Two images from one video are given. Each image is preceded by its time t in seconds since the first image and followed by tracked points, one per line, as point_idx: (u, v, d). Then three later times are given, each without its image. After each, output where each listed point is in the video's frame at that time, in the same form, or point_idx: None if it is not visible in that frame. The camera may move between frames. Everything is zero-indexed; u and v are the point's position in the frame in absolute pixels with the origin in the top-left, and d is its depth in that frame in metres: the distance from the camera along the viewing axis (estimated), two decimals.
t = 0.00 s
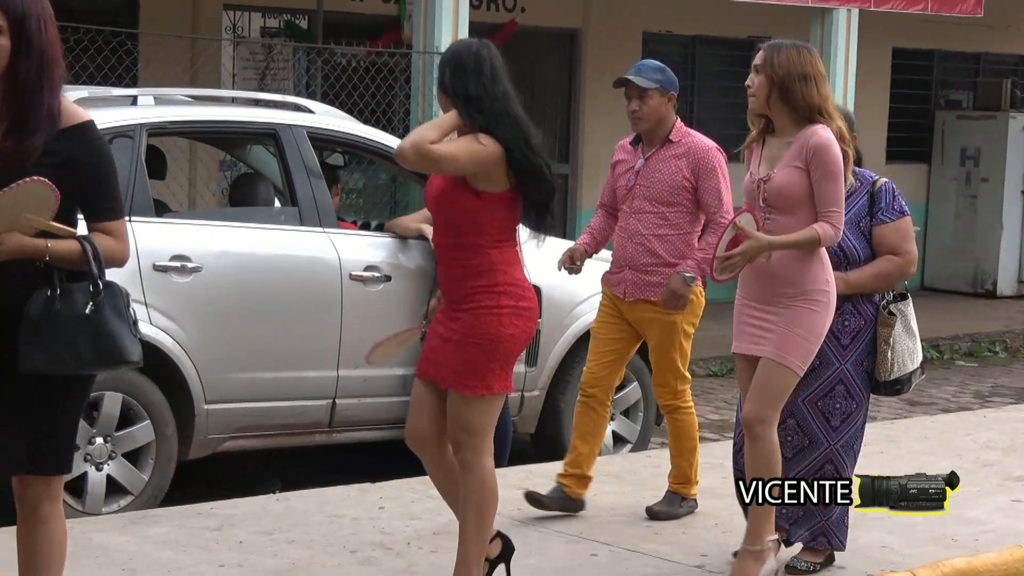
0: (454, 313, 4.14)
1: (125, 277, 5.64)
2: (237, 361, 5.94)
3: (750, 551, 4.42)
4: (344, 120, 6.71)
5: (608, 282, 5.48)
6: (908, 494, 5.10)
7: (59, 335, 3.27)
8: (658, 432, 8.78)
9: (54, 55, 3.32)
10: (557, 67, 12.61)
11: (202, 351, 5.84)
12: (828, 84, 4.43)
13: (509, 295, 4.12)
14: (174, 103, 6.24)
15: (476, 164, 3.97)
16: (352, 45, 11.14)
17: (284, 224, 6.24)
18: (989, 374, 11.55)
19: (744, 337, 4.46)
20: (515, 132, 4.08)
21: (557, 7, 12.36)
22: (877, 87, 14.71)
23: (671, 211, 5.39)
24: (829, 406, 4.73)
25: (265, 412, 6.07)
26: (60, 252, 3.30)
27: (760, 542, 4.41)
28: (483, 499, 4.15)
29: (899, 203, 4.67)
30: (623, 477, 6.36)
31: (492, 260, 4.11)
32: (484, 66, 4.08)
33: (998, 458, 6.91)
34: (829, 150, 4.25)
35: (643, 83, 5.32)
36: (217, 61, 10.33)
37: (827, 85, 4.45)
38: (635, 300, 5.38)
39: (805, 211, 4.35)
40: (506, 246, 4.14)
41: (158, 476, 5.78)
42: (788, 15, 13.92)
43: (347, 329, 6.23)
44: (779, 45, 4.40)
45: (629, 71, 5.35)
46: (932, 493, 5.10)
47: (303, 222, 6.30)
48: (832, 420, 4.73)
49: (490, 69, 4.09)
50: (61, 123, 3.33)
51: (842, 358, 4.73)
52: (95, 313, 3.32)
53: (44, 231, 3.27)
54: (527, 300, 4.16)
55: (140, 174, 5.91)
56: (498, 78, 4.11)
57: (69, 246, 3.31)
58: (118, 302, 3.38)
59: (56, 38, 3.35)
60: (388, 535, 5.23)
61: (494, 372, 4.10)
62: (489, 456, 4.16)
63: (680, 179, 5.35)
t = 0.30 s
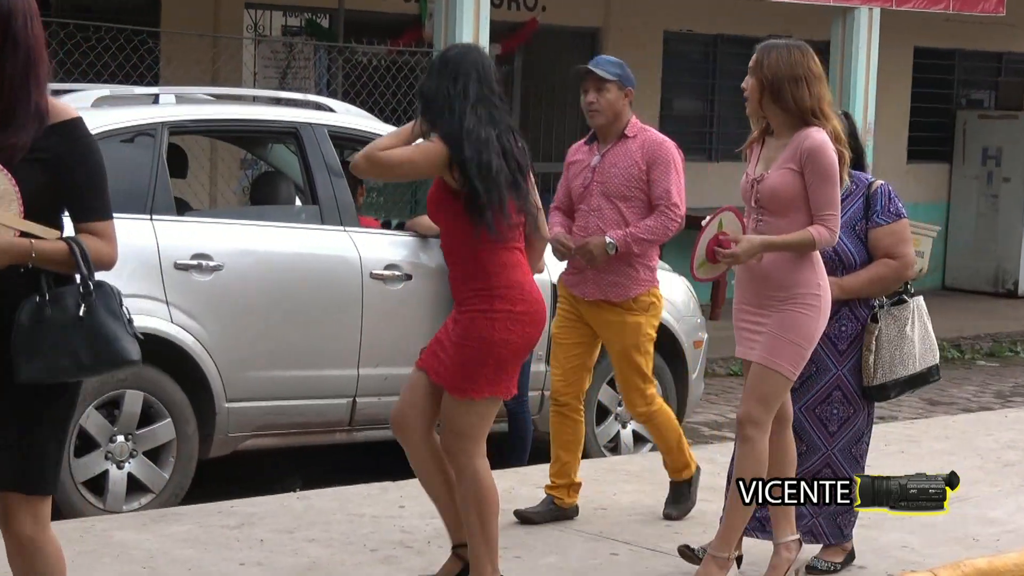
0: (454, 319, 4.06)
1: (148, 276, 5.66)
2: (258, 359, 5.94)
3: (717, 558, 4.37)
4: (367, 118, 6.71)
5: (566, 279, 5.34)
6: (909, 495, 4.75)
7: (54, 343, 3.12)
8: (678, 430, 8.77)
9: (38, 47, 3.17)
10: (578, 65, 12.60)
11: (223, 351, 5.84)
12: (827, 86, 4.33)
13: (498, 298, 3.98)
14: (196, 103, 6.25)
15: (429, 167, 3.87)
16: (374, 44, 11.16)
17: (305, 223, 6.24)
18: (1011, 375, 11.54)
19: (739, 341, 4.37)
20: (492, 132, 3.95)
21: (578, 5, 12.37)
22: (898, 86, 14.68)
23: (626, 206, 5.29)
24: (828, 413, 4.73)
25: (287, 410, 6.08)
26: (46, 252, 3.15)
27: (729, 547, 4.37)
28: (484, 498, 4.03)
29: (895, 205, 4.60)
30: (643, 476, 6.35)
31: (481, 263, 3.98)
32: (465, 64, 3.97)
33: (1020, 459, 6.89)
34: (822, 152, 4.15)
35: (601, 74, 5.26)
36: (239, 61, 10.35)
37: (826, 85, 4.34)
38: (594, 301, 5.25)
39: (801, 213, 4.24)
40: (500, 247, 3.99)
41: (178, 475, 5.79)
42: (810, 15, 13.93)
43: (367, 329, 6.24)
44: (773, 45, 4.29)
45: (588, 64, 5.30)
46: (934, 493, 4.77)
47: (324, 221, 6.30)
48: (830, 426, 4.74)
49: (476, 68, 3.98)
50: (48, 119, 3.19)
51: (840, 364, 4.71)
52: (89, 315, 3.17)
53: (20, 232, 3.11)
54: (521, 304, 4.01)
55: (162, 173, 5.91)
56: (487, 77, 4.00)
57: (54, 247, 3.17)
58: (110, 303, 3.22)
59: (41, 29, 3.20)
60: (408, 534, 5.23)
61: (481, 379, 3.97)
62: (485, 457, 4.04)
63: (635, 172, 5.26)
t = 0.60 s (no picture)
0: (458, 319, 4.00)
1: (167, 276, 5.67)
2: (276, 359, 5.94)
3: (724, 563, 4.38)
4: (384, 119, 6.72)
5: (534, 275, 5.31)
6: (909, 494, 4.78)
7: (50, 346, 2.95)
8: (696, 430, 8.77)
9: (40, 41, 2.99)
10: (595, 64, 12.60)
11: (241, 351, 5.85)
12: (813, 86, 4.29)
13: (499, 296, 3.89)
14: (213, 103, 6.26)
15: (426, 161, 3.84)
16: (391, 44, 11.18)
17: (322, 223, 6.25)
18: None
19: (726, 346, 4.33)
20: (494, 128, 3.88)
21: (596, 5, 12.38)
22: (915, 84, 14.67)
23: (592, 201, 5.28)
24: (815, 411, 4.70)
25: (306, 411, 6.08)
26: (40, 257, 2.99)
27: (735, 553, 4.36)
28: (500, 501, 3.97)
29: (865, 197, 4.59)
30: (662, 476, 6.36)
31: (477, 261, 3.91)
32: (470, 63, 3.95)
33: None
34: (808, 153, 4.12)
35: (568, 69, 5.18)
36: (256, 61, 10.38)
37: (813, 81, 4.31)
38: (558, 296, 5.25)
39: (784, 215, 4.22)
40: (500, 246, 3.92)
41: (196, 476, 5.79)
42: (828, 14, 13.94)
43: (385, 330, 6.24)
44: (757, 41, 4.25)
45: (553, 57, 5.21)
46: (933, 492, 4.81)
47: (342, 222, 6.31)
48: (819, 424, 4.71)
49: (482, 67, 3.94)
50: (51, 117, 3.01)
51: (820, 363, 4.68)
52: (88, 315, 2.99)
53: (15, 238, 2.96)
54: (524, 302, 3.92)
55: (180, 174, 5.92)
56: (494, 77, 3.95)
57: (54, 249, 3.01)
58: (113, 305, 3.04)
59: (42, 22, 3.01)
60: (426, 534, 5.23)
61: (484, 379, 3.89)
62: (502, 456, 3.97)
63: (602, 167, 5.25)
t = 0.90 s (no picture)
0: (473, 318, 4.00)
1: (183, 277, 5.67)
2: (292, 360, 5.95)
3: (741, 565, 4.36)
4: (399, 119, 6.72)
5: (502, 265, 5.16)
6: (909, 494, 5.01)
7: (78, 372, 2.89)
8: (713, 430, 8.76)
9: (63, 52, 2.98)
10: (610, 64, 12.59)
11: (258, 351, 5.85)
12: (801, 78, 4.27)
13: (517, 296, 3.89)
14: (229, 105, 6.26)
15: (442, 162, 3.83)
16: (405, 44, 11.17)
17: (338, 224, 6.24)
18: None
19: (709, 340, 4.33)
20: (511, 127, 3.88)
21: (610, 5, 12.37)
22: (931, 83, 14.66)
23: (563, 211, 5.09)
24: (794, 409, 4.62)
25: (323, 412, 6.09)
26: (64, 275, 2.94)
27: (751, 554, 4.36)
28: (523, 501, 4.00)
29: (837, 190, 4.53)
30: (679, 475, 6.35)
31: (496, 263, 3.91)
32: (487, 61, 3.94)
33: None
34: (801, 148, 4.11)
35: (547, 74, 4.85)
36: (271, 62, 10.40)
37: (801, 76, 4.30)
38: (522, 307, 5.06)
39: (777, 211, 4.21)
40: (517, 245, 3.91)
41: (213, 476, 5.80)
42: (844, 13, 13.93)
43: (401, 331, 6.24)
44: (741, 38, 4.24)
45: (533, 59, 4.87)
46: (932, 492, 5.01)
47: (357, 223, 6.30)
48: (795, 422, 4.63)
49: (498, 64, 3.94)
50: (75, 133, 2.98)
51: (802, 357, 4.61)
52: (118, 342, 2.94)
53: (35, 255, 2.89)
54: (543, 302, 3.91)
55: (195, 175, 5.92)
56: (511, 75, 3.95)
57: (76, 269, 2.96)
58: (140, 331, 2.99)
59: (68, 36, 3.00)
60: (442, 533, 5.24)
61: (504, 379, 3.89)
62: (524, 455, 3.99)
63: (575, 177, 5.04)
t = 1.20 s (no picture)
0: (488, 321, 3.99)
1: (199, 277, 5.67)
2: (307, 361, 5.95)
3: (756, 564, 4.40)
4: (414, 119, 6.73)
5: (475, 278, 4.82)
6: (909, 494, 5.02)
7: (74, 381, 2.73)
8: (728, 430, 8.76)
9: (84, 46, 2.83)
10: (625, 65, 12.59)
11: (273, 353, 5.86)
12: (791, 79, 4.22)
13: (541, 298, 3.90)
14: (244, 106, 6.25)
15: (465, 179, 3.82)
16: (419, 44, 11.18)
17: (352, 225, 6.25)
18: None
19: (701, 343, 4.28)
20: (532, 131, 3.88)
21: (624, 5, 12.37)
22: (947, 83, 14.65)
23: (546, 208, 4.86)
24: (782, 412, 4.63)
25: (338, 412, 6.10)
26: (78, 277, 2.80)
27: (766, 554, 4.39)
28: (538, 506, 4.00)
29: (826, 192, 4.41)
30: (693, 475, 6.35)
31: (520, 265, 3.91)
32: (505, 64, 3.93)
33: None
34: (794, 150, 4.06)
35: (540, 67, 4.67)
36: (286, 63, 10.42)
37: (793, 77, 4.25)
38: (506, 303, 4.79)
39: (771, 213, 4.16)
40: (542, 249, 3.93)
41: (228, 477, 5.81)
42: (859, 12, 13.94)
43: (416, 331, 6.25)
44: (729, 40, 4.20)
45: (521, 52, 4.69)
46: (933, 493, 5.02)
47: (372, 223, 6.31)
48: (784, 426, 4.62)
49: (517, 67, 3.93)
50: (99, 132, 2.85)
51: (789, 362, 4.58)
52: (118, 348, 2.77)
53: (51, 254, 2.76)
54: (566, 303, 3.93)
55: (210, 176, 5.93)
56: (529, 78, 3.94)
57: (91, 271, 2.82)
58: (145, 337, 2.81)
59: (90, 30, 2.86)
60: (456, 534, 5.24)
61: (524, 381, 3.90)
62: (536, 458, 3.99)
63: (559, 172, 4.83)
